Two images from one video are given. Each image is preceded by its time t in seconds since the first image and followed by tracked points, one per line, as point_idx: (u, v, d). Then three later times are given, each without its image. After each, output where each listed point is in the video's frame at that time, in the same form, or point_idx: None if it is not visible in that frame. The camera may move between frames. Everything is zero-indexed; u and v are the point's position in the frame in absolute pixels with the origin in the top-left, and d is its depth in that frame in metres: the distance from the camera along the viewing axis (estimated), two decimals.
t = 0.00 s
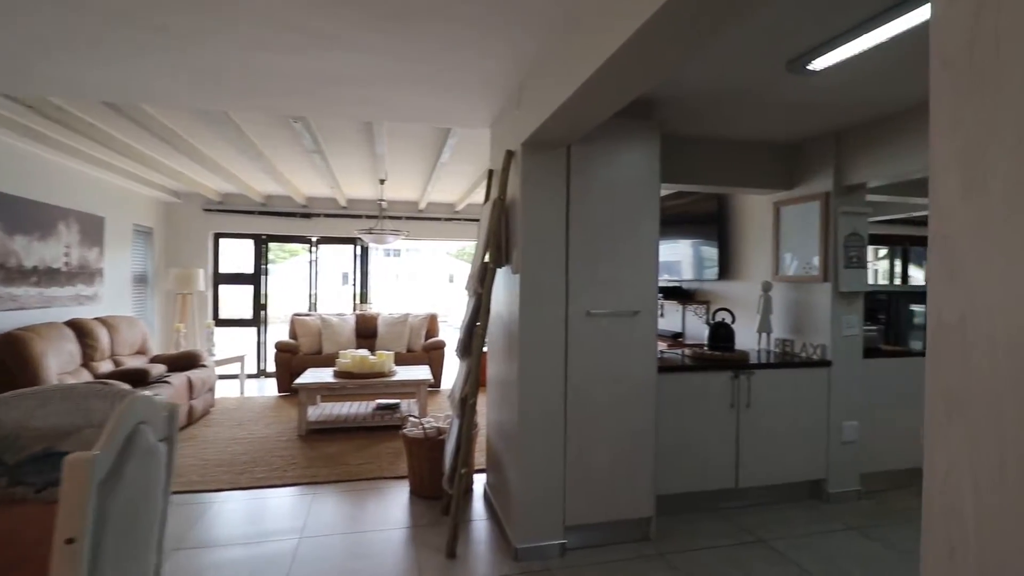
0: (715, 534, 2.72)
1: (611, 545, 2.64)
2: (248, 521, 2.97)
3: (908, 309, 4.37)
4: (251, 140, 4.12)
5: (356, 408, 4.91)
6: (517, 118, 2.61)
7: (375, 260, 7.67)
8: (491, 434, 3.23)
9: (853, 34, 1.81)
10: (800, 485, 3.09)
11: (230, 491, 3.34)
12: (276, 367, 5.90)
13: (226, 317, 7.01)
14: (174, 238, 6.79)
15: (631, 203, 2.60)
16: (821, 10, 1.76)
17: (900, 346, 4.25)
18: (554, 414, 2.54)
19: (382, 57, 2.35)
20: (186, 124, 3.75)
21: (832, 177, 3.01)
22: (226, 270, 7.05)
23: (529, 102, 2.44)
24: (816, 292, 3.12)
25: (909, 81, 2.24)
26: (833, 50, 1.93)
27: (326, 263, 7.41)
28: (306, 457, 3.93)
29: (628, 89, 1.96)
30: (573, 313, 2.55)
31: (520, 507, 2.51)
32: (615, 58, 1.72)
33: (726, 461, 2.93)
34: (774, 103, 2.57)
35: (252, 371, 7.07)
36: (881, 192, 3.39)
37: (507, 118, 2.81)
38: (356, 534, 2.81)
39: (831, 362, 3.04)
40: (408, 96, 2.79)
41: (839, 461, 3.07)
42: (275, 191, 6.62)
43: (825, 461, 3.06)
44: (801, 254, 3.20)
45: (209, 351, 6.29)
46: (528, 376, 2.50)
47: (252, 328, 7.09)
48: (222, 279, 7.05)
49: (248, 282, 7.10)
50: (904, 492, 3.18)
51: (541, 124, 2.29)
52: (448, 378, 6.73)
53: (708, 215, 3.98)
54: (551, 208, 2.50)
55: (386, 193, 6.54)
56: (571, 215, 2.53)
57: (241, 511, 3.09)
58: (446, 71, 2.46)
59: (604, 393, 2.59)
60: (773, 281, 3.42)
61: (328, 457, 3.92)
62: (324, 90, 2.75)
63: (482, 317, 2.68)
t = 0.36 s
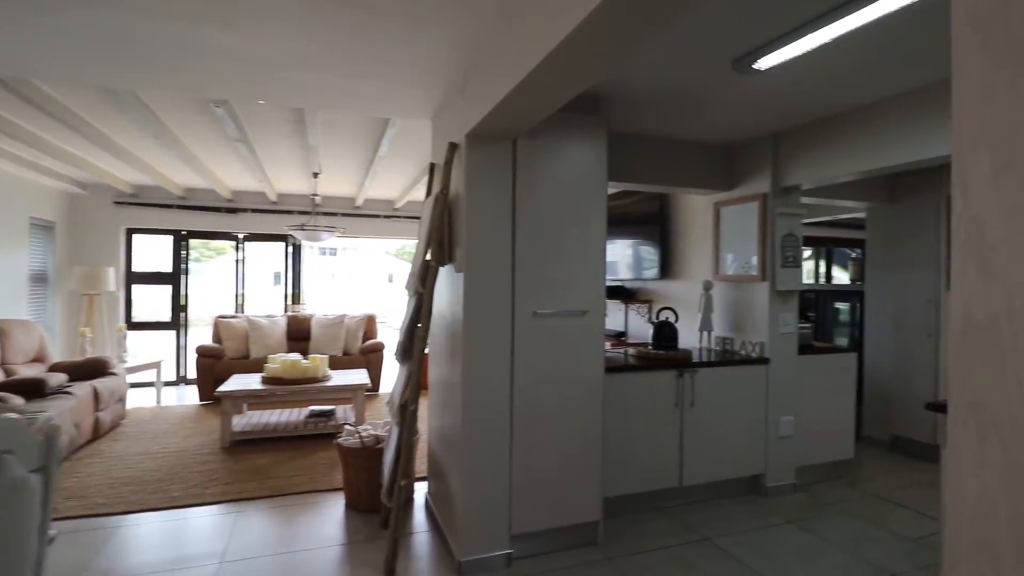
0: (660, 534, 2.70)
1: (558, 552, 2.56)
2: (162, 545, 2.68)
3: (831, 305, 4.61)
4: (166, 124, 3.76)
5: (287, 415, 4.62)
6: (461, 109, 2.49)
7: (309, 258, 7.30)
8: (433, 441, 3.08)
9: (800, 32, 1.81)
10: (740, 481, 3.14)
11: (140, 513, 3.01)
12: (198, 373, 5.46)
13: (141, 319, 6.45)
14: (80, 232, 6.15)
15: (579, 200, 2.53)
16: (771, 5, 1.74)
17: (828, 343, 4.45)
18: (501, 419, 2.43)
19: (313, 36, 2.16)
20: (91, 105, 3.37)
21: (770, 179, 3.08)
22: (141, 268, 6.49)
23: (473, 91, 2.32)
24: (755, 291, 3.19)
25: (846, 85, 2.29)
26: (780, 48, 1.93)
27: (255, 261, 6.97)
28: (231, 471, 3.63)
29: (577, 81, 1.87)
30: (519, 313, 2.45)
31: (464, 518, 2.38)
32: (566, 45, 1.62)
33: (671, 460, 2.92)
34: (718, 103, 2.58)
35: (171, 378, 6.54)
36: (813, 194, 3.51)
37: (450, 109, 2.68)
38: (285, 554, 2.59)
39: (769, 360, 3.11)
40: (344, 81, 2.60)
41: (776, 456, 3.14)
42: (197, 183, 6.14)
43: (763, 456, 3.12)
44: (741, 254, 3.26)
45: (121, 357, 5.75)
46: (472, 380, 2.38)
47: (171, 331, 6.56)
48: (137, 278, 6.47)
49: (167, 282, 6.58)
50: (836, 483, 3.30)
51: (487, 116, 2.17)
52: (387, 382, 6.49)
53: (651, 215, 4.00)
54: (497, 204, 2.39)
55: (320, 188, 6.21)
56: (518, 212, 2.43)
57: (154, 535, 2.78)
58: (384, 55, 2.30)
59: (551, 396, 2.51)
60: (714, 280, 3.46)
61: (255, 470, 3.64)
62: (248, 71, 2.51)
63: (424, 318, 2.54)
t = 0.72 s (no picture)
0: (612, 538, 2.65)
1: (508, 562, 2.46)
2: None
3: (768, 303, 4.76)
4: (69, 105, 3.36)
5: (215, 425, 4.28)
6: (406, 97, 2.33)
7: (239, 257, 6.87)
8: (375, 449, 2.90)
9: (758, 27, 1.78)
10: (689, 479, 3.15)
11: (37, 542, 2.66)
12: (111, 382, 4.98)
13: (45, 323, 5.83)
14: None
15: (529, 196, 2.44)
16: None
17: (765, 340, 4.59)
18: (448, 426, 2.30)
19: (238, 9, 1.94)
20: None
21: (716, 178, 3.11)
22: (45, 266, 5.86)
23: (418, 77, 2.16)
24: (702, 290, 3.20)
25: (794, 85, 2.31)
26: (736, 43, 1.90)
27: (179, 260, 6.47)
28: (147, 489, 3.29)
29: (531, 70, 1.77)
30: (468, 313, 2.32)
31: (410, 533, 2.23)
32: (522, 30, 1.51)
33: (621, 461, 2.88)
34: (669, 101, 2.55)
35: (81, 388, 5.94)
36: (755, 195, 3.59)
37: (394, 96, 2.51)
38: None
39: (715, 357, 3.13)
40: (275, 62, 2.37)
41: (722, 454, 3.17)
42: (111, 173, 5.61)
43: (710, 453, 3.14)
44: (688, 253, 3.27)
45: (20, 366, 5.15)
46: (418, 385, 2.23)
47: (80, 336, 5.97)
48: (39, 277, 5.84)
49: (76, 282, 5.97)
50: (777, 477, 3.38)
51: (434, 104, 2.03)
52: (325, 386, 6.19)
53: (599, 213, 3.98)
54: (444, 198, 2.26)
55: (251, 181, 5.83)
56: (466, 208, 2.31)
57: (53, 565, 2.46)
58: (321, 35, 2.11)
59: (501, 401, 2.40)
60: (662, 279, 3.46)
61: (176, 488, 3.32)
62: (163, 45, 2.24)
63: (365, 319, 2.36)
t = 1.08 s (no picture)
0: (566, 544, 2.58)
1: None
2: None
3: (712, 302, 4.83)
4: None
5: (134, 439, 3.91)
6: (348, 83, 2.17)
7: (162, 255, 6.38)
8: (314, 461, 2.71)
9: (717, 22, 1.74)
10: (640, 479, 3.13)
11: None
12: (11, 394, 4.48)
13: None
14: None
15: (481, 192, 2.33)
16: None
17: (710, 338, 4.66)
18: (395, 436, 2.15)
19: None
20: None
21: (666, 178, 3.10)
22: None
23: (361, 61, 2.01)
24: (652, 290, 3.20)
25: (745, 86, 2.31)
26: (694, 38, 1.86)
27: (94, 258, 5.90)
28: (52, 513, 2.95)
29: (486, 58, 1.66)
30: (416, 315, 2.19)
31: (353, 552, 2.07)
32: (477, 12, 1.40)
33: (574, 464, 2.82)
34: (623, 98, 2.51)
35: None
36: (702, 195, 3.63)
37: (335, 83, 2.34)
38: None
39: (665, 357, 3.13)
40: (199, 39, 2.15)
41: (672, 453, 3.18)
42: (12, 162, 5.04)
43: (661, 453, 3.14)
44: (638, 253, 3.26)
45: None
46: (362, 393, 2.07)
47: None
48: None
49: None
50: (724, 474, 3.43)
51: (379, 91, 1.89)
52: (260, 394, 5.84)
53: (549, 212, 3.92)
54: (389, 193, 2.11)
55: (177, 173, 5.40)
56: (414, 203, 2.17)
57: None
58: (252, 11, 1.92)
59: (451, 407, 2.28)
60: (612, 279, 3.44)
61: (86, 511, 2.98)
62: (65, 14, 1.97)
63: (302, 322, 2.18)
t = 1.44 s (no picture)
0: (520, 552, 2.50)
1: None
2: None
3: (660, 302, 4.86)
4: None
5: (43, 456, 3.53)
6: (286, 65, 1.99)
7: (80, 252, 5.85)
8: (248, 475, 2.50)
9: (679, 15, 1.70)
10: (593, 482, 3.10)
11: None
12: None
13: None
14: None
15: (431, 188, 2.20)
16: None
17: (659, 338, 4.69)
18: (339, 447, 2.00)
19: None
20: None
21: (620, 177, 3.08)
22: None
23: (300, 41, 1.84)
24: (605, 290, 3.17)
25: (700, 84, 2.30)
26: (654, 32, 1.81)
27: None
28: None
29: (439, 43, 1.54)
30: (362, 317, 2.04)
31: None
32: None
33: (528, 469, 2.74)
34: (579, 93, 2.44)
35: None
36: (653, 195, 3.64)
37: (272, 65, 2.15)
38: None
39: (618, 358, 3.10)
40: (115, 10, 1.92)
41: (625, 454, 3.16)
42: None
43: (615, 454, 3.11)
44: (590, 253, 3.22)
45: None
46: (301, 403, 1.91)
47: None
48: None
49: None
50: (675, 472, 3.45)
51: (320, 75, 1.73)
52: (190, 401, 5.46)
53: (501, 210, 3.83)
54: (332, 185, 1.96)
55: (94, 164, 4.95)
56: (359, 198, 2.02)
57: None
58: None
59: (400, 415, 2.14)
60: (565, 278, 3.39)
61: None
62: None
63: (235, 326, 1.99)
